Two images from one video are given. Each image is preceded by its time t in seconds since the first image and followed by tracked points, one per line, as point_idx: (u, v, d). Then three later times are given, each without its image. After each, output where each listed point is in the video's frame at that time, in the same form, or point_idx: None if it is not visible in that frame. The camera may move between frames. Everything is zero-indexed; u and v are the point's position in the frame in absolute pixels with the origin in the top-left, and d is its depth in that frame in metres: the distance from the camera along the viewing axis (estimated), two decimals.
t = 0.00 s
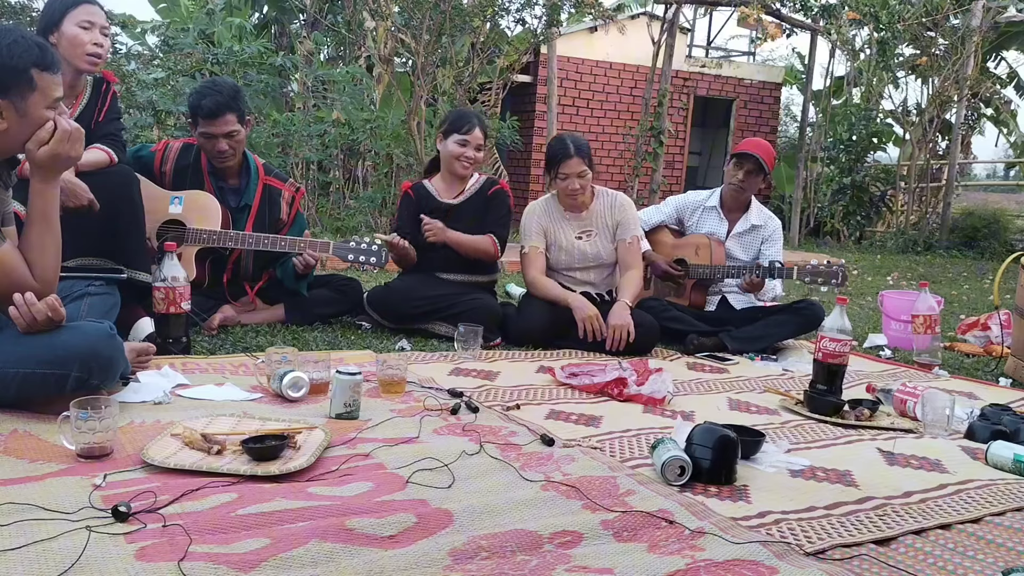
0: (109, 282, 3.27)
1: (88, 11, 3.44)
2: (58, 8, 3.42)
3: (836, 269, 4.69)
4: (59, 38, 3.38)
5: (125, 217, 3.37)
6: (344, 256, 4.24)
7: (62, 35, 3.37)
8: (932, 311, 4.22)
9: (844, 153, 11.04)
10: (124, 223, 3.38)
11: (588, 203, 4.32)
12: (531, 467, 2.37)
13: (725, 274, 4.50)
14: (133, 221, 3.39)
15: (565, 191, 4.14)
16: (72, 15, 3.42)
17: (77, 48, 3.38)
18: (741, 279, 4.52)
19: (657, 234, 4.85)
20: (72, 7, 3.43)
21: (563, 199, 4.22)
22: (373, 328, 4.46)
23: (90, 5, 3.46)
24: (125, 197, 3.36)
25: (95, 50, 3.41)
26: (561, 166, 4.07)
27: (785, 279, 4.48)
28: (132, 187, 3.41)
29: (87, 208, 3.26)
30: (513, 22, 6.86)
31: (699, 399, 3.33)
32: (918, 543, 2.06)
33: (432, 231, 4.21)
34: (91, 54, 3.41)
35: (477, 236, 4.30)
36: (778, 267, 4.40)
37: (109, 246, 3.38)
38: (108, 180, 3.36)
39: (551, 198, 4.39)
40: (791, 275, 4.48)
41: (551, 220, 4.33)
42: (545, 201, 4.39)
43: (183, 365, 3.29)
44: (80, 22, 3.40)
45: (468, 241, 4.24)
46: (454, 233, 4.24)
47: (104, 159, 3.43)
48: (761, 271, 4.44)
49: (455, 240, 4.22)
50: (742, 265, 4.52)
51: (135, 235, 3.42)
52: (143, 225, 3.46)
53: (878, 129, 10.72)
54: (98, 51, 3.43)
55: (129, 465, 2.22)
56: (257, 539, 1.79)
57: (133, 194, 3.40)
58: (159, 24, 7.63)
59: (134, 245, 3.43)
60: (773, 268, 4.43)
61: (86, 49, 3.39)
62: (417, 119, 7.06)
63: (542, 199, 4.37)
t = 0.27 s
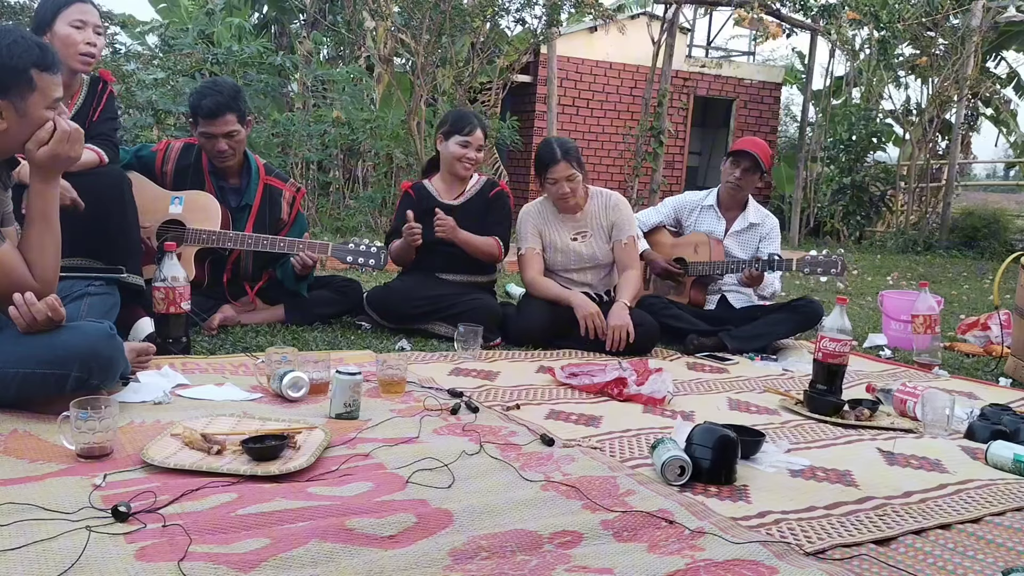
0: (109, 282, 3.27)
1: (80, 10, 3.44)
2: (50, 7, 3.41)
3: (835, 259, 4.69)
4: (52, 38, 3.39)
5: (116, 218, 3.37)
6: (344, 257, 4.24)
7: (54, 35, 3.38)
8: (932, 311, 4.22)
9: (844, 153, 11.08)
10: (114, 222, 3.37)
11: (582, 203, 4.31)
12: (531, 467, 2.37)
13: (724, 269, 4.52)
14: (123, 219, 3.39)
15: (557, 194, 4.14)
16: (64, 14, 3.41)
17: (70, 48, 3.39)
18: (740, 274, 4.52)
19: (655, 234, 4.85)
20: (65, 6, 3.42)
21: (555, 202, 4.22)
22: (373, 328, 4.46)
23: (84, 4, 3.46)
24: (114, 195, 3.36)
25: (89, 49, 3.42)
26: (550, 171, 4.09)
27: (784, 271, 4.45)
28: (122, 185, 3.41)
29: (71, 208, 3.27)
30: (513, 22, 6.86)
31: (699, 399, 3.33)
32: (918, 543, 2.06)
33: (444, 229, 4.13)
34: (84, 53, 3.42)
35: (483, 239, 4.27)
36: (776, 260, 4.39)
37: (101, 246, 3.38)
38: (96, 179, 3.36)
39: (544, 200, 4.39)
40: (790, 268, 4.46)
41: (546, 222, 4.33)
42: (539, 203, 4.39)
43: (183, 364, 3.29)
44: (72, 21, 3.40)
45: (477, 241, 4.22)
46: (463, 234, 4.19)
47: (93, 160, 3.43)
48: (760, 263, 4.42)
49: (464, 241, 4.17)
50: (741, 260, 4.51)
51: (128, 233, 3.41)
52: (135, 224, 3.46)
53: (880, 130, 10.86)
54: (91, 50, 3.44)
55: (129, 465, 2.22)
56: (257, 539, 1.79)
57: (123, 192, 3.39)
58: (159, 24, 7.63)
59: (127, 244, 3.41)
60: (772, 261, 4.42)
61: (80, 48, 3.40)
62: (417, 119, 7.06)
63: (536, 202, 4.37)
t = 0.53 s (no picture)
0: (108, 281, 3.26)
1: (74, 10, 3.43)
2: (44, 8, 3.42)
3: (833, 253, 4.74)
4: (46, 38, 3.39)
5: (111, 218, 3.37)
6: (344, 256, 4.24)
7: (48, 35, 3.38)
8: (932, 311, 4.22)
9: (844, 153, 11.07)
10: (109, 222, 3.37)
11: (588, 201, 4.32)
12: (531, 467, 2.37)
13: (723, 267, 4.51)
14: (118, 219, 3.39)
15: (566, 185, 4.13)
16: (59, 14, 3.41)
17: (65, 47, 3.39)
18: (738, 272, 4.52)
19: (654, 235, 4.86)
20: (58, 6, 3.42)
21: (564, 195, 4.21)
22: (372, 328, 4.46)
23: (78, 3, 3.46)
24: (109, 195, 3.36)
25: (84, 48, 3.42)
26: (561, 157, 4.08)
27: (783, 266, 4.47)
28: (117, 185, 3.41)
29: (64, 208, 3.26)
30: (512, 21, 6.86)
31: (699, 399, 3.33)
32: (918, 543, 2.06)
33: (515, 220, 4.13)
34: (79, 52, 3.42)
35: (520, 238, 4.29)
36: (774, 256, 4.41)
37: (96, 246, 3.38)
38: (92, 178, 3.37)
39: (551, 196, 4.39)
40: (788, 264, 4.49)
41: (551, 219, 4.33)
42: (546, 199, 4.39)
43: (183, 364, 3.29)
44: (66, 21, 3.40)
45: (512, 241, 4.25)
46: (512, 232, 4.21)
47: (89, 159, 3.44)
48: (760, 259, 4.42)
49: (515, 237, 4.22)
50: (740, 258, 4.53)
51: (123, 234, 3.41)
52: (131, 224, 3.45)
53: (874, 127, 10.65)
54: (86, 49, 3.44)
55: (128, 465, 2.22)
56: (256, 539, 1.79)
57: (118, 192, 3.39)
58: (159, 24, 7.63)
59: (122, 244, 3.41)
60: (771, 257, 4.44)
61: (74, 47, 3.40)
62: (417, 119, 7.06)
63: (543, 197, 4.37)
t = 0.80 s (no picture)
0: (109, 281, 3.27)
1: (71, 7, 3.43)
2: (41, 7, 3.41)
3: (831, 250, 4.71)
4: (44, 37, 3.39)
5: (117, 218, 3.39)
6: (343, 255, 4.24)
7: (47, 33, 3.38)
8: (932, 311, 4.22)
9: (844, 152, 11.07)
10: (116, 221, 3.39)
11: (603, 200, 4.34)
12: (531, 467, 2.37)
13: (721, 267, 4.51)
14: (124, 218, 3.41)
15: (588, 176, 4.15)
16: (56, 12, 3.41)
17: (64, 45, 3.39)
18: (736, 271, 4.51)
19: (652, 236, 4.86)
20: (56, 4, 3.42)
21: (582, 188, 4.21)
22: (372, 328, 4.46)
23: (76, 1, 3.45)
24: (115, 195, 3.38)
25: (82, 46, 3.42)
26: (588, 146, 4.12)
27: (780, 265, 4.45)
28: (123, 185, 3.44)
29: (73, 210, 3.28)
30: (512, 21, 6.85)
31: (699, 399, 3.33)
32: (918, 543, 2.06)
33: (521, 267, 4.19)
34: (78, 49, 3.42)
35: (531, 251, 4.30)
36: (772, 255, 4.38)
37: (102, 245, 3.38)
38: (98, 178, 3.39)
39: (565, 192, 4.40)
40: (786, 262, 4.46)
41: (563, 214, 4.32)
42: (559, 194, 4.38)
43: (183, 364, 3.29)
44: (63, 19, 3.40)
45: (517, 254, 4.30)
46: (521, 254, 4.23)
47: (94, 159, 3.46)
48: (757, 259, 4.41)
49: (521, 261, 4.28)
50: (737, 258, 4.52)
51: (128, 233, 3.43)
52: (136, 224, 3.48)
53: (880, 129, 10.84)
54: (85, 47, 3.44)
55: (128, 465, 2.22)
56: (256, 539, 1.79)
57: (124, 192, 3.42)
58: (159, 24, 7.63)
59: (128, 244, 3.43)
60: (767, 256, 4.41)
61: (72, 45, 3.40)
62: (417, 119, 7.06)
63: (557, 192, 4.37)
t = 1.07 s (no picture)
0: (108, 282, 3.27)
1: (72, 6, 3.43)
2: (42, 6, 3.41)
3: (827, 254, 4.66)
4: (45, 36, 3.39)
5: (126, 218, 3.38)
6: (341, 260, 4.24)
7: (48, 33, 3.38)
8: (932, 310, 4.22)
9: (844, 152, 11.06)
10: (125, 221, 3.38)
11: (610, 200, 4.34)
12: (531, 467, 2.37)
13: (718, 269, 4.53)
14: (134, 218, 3.40)
15: (597, 173, 4.17)
16: (58, 11, 3.41)
17: (65, 45, 3.39)
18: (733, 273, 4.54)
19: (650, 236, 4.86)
20: (56, 3, 3.41)
21: (591, 185, 4.22)
22: (372, 327, 4.45)
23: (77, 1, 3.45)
24: (124, 195, 3.37)
25: (85, 44, 3.42)
26: (601, 142, 4.15)
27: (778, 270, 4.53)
28: (133, 185, 3.43)
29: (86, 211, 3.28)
30: (512, 21, 6.85)
31: (698, 399, 3.33)
32: (918, 542, 2.06)
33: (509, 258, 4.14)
34: (80, 48, 3.42)
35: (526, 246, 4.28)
36: (768, 258, 4.47)
37: (113, 246, 3.39)
38: (108, 178, 3.39)
39: (573, 190, 4.41)
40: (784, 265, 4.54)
41: (570, 211, 4.32)
42: (567, 192, 4.39)
43: (183, 364, 3.29)
44: (65, 18, 3.40)
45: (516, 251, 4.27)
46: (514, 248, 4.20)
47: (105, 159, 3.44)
48: (753, 261, 4.47)
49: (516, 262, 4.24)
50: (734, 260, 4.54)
51: (138, 233, 3.43)
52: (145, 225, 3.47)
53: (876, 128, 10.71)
54: (87, 45, 3.44)
55: (128, 465, 2.22)
56: (256, 539, 1.79)
57: (134, 192, 3.41)
58: (159, 24, 7.63)
59: (138, 244, 3.44)
60: (764, 259, 4.49)
61: (75, 44, 3.40)
62: (416, 119, 7.05)
63: (566, 189, 4.38)
